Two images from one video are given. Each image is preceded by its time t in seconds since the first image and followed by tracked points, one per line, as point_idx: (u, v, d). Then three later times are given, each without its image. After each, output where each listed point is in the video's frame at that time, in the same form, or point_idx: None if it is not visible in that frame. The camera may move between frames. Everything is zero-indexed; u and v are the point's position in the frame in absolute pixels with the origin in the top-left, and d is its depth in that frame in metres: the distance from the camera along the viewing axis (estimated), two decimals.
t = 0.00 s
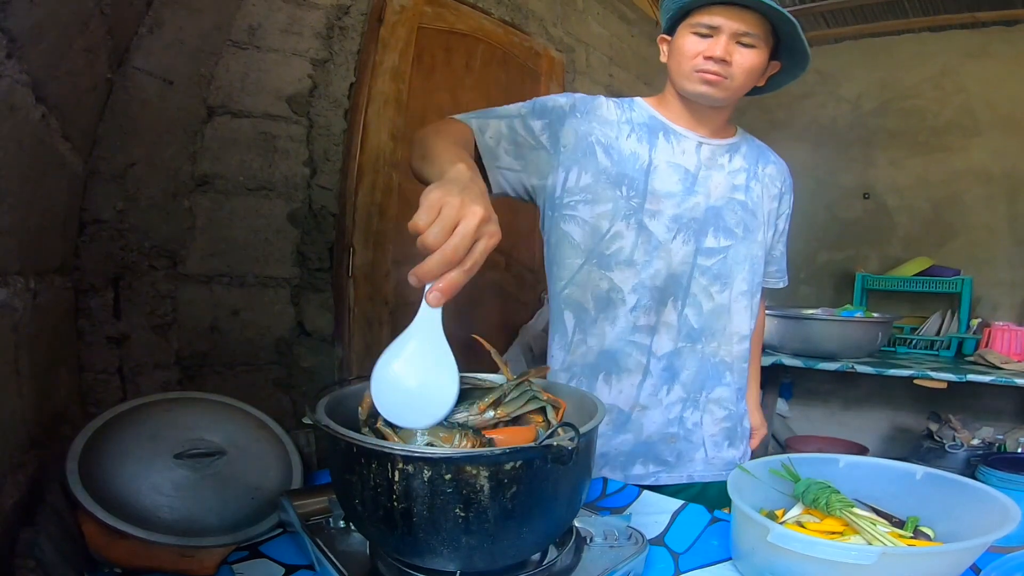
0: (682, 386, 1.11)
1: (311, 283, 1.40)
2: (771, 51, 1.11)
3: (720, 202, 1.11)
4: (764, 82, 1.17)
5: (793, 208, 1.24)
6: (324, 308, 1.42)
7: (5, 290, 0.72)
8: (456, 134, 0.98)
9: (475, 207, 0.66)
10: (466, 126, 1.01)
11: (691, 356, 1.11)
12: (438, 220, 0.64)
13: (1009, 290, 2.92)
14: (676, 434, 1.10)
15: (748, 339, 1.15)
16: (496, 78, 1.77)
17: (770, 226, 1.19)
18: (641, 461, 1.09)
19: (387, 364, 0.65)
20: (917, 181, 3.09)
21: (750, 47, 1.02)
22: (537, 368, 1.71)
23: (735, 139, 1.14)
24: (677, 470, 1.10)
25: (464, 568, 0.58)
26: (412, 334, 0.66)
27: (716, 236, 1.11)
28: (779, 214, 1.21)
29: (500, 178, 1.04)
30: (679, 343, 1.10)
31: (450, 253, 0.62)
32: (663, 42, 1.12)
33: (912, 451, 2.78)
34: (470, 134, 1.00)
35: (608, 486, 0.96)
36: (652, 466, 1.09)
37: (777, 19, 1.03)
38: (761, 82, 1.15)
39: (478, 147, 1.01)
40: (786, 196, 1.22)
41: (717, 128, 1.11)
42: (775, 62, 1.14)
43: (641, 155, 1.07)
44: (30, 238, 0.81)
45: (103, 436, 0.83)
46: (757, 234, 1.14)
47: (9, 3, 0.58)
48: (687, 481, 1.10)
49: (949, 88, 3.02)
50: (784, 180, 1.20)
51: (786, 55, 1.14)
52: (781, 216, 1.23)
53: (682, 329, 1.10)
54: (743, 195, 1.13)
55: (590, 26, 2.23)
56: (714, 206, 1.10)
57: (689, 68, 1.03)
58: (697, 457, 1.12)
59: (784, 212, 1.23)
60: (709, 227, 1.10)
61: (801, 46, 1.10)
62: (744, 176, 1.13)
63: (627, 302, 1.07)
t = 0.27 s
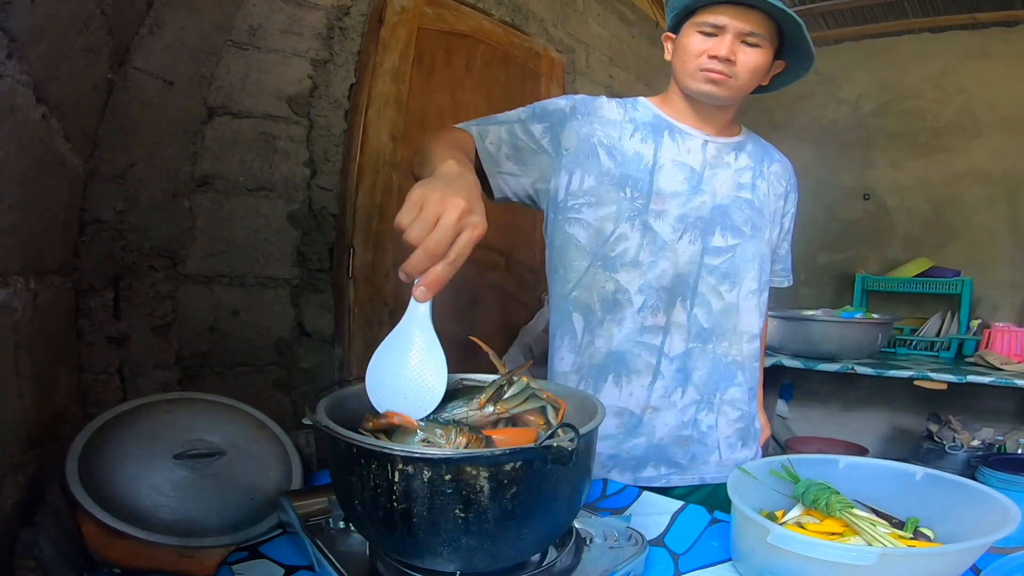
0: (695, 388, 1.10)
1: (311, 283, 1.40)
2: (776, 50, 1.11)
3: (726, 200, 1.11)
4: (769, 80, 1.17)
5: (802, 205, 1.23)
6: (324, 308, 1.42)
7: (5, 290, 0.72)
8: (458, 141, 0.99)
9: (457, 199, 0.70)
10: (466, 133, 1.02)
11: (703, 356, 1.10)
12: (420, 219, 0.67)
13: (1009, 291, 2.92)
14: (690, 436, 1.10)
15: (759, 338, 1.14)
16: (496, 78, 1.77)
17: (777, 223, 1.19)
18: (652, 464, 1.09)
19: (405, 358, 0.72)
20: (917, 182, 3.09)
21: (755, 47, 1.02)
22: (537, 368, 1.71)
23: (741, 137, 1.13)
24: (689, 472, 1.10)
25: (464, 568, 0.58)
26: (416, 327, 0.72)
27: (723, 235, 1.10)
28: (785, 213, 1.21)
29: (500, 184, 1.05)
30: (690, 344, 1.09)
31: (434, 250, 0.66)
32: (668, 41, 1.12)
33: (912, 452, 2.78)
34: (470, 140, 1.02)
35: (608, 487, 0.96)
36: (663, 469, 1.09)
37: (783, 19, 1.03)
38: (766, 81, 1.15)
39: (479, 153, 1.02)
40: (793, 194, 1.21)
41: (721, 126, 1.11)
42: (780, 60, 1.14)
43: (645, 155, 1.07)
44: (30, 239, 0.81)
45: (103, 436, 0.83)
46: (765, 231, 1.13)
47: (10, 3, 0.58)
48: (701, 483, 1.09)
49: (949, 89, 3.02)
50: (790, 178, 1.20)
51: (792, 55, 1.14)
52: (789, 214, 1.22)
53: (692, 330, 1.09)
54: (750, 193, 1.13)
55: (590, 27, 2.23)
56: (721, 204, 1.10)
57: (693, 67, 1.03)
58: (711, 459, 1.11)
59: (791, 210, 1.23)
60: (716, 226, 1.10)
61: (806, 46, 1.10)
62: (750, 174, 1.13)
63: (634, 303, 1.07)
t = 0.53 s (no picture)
0: (699, 387, 1.10)
1: (311, 283, 1.40)
2: (776, 48, 1.11)
3: (731, 198, 1.11)
4: (770, 76, 1.17)
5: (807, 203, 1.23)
6: (324, 308, 1.42)
7: (5, 290, 0.72)
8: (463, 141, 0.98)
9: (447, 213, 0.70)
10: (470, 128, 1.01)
11: (708, 355, 1.10)
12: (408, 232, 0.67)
13: (1010, 291, 2.92)
14: (693, 434, 1.10)
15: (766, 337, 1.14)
16: (496, 78, 1.77)
17: (783, 221, 1.19)
18: (656, 463, 1.08)
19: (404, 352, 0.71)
20: (917, 181, 3.09)
21: (754, 43, 1.02)
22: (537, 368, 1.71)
23: (745, 134, 1.14)
24: (693, 471, 1.09)
25: (464, 568, 0.58)
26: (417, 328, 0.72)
27: (729, 233, 1.10)
28: (793, 209, 1.21)
29: (509, 182, 1.05)
30: (695, 343, 1.09)
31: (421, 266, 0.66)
32: (667, 39, 1.13)
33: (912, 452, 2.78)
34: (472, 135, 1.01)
35: (608, 487, 0.96)
36: (667, 468, 1.08)
37: (782, 16, 1.03)
38: (767, 77, 1.15)
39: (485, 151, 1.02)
40: (799, 190, 1.21)
41: (722, 123, 1.11)
42: (781, 56, 1.14)
43: (649, 155, 1.07)
44: (30, 239, 0.81)
45: (103, 436, 0.83)
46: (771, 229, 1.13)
47: (10, 3, 0.58)
48: (706, 483, 1.09)
49: (949, 88, 3.02)
50: (795, 175, 1.20)
51: (792, 52, 1.14)
52: (795, 212, 1.22)
53: (697, 329, 1.10)
54: (755, 191, 1.13)
55: (589, 26, 2.23)
56: (726, 203, 1.10)
57: (692, 65, 1.03)
58: (716, 459, 1.11)
59: (798, 206, 1.23)
60: (721, 225, 1.10)
61: (806, 43, 1.10)
62: (755, 171, 1.13)
63: (639, 303, 1.07)
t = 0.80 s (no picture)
0: (700, 388, 1.10)
1: (311, 283, 1.40)
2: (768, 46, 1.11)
3: (731, 198, 1.11)
4: (764, 74, 1.17)
5: (812, 199, 1.22)
6: (324, 308, 1.42)
7: (5, 290, 0.72)
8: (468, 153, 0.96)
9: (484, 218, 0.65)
10: (475, 144, 0.99)
11: (709, 356, 1.10)
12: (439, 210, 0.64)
13: (1010, 291, 2.92)
14: (694, 435, 1.09)
15: (771, 337, 1.13)
16: (496, 78, 1.77)
17: (788, 218, 1.18)
18: (658, 464, 1.08)
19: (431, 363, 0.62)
20: (916, 182, 3.09)
21: (744, 40, 1.02)
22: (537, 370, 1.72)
23: (744, 131, 1.14)
24: (696, 471, 1.09)
25: (464, 569, 0.58)
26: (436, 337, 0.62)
27: (729, 233, 1.10)
28: (798, 206, 1.20)
29: (515, 195, 1.05)
30: (696, 345, 1.09)
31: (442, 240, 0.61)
32: (658, 40, 1.13)
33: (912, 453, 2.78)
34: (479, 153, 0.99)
35: (608, 487, 0.96)
36: (670, 469, 1.08)
37: (772, 13, 1.04)
38: (761, 75, 1.15)
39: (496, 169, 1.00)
40: (804, 186, 1.21)
41: (720, 122, 1.11)
42: (775, 53, 1.14)
43: (646, 158, 1.07)
44: (30, 239, 0.81)
45: (103, 437, 0.83)
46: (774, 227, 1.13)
47: (10, 3, 0.58)
48: (708, 484, 1.09)
49: (949, 89, 3.02)
50: (799, 171, 1.19)
51: (786, 49, 1.14)
52: (801, 208, 1.21)
53: (698, 330, 1.09)
54: (756, 189, 1.12)
55: (589, 27, 2.23)
56: (726, 202, 1.10)
57: (685, 64, 1.04)
58: (719, 460, 1.11)
59: (803, 202, 1.22)
60: (721, 225, 1.10)
61: (798, 40, 1.10)
62: (756, 169, 1.13)
63: (641, 308, 1.07)
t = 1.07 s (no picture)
0: (712, 389, 1.10)
1: (311, 283, 1.40)
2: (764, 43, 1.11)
3: (733, 197, 1.11)
4: (761, 71, 1.16)
5: (814, 195, 1.22)
6: (324, 308, 1.42)
7: (5, 291, 0.72)
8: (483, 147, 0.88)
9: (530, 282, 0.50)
10: (505, 139, 0.93)
11: (716, 357, 1.10)
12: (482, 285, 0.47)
13: (1009, 291, 2.92)
14: (704, 437, 1.10)
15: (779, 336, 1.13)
16: (496, 78, 1.77)
17: (792, 214, 1.18)
18: (668, 468, 1.08)
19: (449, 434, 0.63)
20: (916, 181, 3.09)
21: (739, 38, 1.02)
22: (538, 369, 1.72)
23: (742, 130, 1.14)
24: (705, 472, 1.10)
25: (464, 568, 0.58)
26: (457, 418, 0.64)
27: (732, 233, 1.11)
28: (800, 201, 1.20)
29: (536, 195, 0.99)
30: (703, 346, 1.10)
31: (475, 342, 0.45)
32: (653, 39, 1.13)
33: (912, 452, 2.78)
34: (506, 147, 0.93)
35: (608, 487, 0.96)
36: (681, 472, 1.08)
37: (767, 11, 1.03)
38: (758, 72, 1.15)
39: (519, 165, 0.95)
40: (805, 181, 1.21)
41: (717, 121, 1.11)
42: (772, 50, 1.14)
43: (649, 161, 1.07)
44: (30, 239, 0.81)
45: (103, 436, 0.83)
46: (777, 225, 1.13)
47: (10, 2, 0.58)
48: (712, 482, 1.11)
49: (949, 89, 3.02)
50: (799, 166, 1.19)
51: (781, 46, 1.14)
52: (804, 203, 1.21)
53: (707, 331, 1.10)
54: (756, 187, 1.13)
55: (590, 26, 2.23)
56: (728, 202, 1.11)
57: (680, 64, 1.04)
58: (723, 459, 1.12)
59: (807, 197, 1.22)
60: (724, 225, 1.10)
61: (794, 37, 1.10)
62: (756, 167, 1.13)
63: (649, 313, 1.07)
